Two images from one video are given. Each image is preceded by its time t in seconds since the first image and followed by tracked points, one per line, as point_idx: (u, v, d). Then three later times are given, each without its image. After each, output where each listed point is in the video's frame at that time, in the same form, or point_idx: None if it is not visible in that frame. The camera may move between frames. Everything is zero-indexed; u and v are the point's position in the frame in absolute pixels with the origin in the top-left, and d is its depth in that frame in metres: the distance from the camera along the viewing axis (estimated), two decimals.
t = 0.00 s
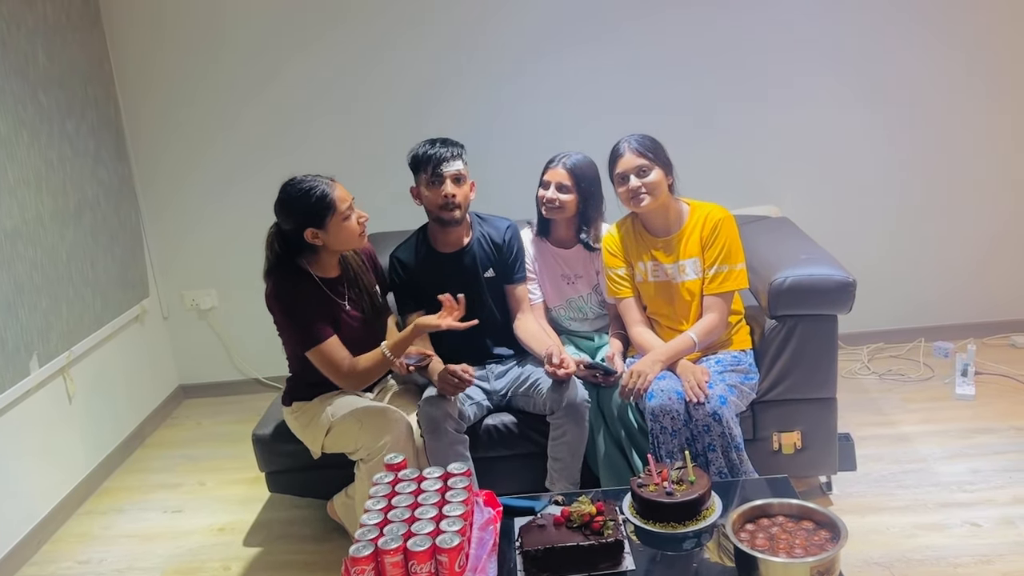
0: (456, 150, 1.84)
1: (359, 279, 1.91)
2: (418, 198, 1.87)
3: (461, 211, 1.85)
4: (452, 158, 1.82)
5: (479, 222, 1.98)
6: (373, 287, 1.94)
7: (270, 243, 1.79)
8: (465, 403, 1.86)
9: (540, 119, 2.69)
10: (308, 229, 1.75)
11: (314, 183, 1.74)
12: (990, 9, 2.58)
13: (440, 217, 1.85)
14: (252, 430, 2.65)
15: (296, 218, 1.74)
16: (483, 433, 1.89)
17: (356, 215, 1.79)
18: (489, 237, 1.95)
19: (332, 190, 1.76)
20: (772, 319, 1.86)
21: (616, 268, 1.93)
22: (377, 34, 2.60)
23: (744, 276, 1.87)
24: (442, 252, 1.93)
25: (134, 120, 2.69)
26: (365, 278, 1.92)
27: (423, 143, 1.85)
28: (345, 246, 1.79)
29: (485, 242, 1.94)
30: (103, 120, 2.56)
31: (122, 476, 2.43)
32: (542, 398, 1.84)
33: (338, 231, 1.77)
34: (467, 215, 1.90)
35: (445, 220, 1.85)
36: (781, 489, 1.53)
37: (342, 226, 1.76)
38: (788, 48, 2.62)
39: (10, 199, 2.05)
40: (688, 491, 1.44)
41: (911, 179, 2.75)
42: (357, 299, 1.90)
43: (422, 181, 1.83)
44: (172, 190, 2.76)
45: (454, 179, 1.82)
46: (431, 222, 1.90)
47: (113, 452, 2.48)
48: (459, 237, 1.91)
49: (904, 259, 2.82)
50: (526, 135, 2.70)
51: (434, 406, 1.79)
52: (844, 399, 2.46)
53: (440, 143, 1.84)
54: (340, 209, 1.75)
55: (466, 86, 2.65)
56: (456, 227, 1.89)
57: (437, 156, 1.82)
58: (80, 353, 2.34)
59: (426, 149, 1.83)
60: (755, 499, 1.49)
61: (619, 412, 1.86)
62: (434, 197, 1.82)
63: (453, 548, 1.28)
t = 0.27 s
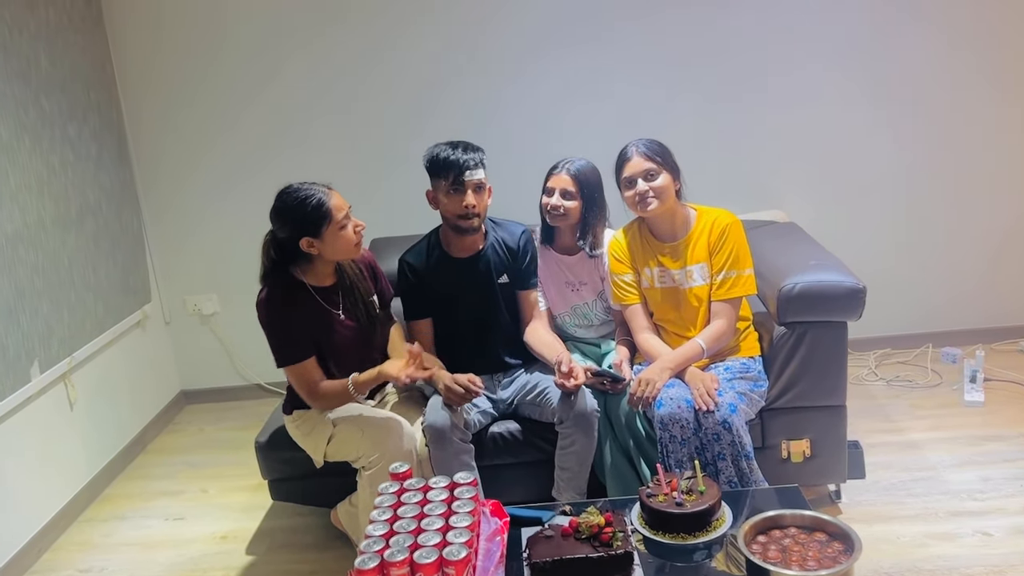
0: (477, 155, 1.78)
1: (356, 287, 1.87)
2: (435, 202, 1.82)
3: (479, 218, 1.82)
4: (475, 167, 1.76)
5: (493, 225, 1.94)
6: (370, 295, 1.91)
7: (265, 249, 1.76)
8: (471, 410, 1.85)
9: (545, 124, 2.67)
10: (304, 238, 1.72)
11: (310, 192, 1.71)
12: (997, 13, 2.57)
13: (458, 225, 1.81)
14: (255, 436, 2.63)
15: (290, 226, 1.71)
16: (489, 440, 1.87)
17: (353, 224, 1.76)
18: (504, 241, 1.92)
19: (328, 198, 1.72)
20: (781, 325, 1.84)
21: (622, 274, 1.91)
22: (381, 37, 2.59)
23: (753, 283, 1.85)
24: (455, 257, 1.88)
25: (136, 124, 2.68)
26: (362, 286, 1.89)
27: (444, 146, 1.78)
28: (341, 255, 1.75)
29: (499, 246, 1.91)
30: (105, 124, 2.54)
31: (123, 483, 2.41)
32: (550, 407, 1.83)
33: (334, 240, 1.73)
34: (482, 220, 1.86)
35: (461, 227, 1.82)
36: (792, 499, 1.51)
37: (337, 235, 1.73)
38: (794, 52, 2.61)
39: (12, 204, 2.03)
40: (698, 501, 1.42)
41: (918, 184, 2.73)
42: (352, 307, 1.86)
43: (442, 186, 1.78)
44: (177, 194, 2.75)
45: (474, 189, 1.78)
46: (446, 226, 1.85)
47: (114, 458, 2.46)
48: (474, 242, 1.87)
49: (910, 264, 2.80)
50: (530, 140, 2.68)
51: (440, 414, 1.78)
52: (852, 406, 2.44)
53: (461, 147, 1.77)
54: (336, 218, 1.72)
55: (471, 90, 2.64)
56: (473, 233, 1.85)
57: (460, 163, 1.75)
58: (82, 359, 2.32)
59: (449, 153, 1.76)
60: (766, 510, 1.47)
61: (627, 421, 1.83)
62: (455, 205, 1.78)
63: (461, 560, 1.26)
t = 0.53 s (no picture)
0: (492, 153, 1.75)
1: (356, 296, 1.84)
2: (448, 202, 1.78)
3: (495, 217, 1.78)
4: (491, 164, 1.73)
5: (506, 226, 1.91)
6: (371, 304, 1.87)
7: (263, 257, 1.75)
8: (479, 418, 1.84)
9: (552, 126, 2.65)
10: (301, 246, 1.70)
11: (308, 200, 1.68)
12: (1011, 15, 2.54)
13: (473, 223, 1.77)
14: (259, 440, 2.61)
15: (287, 235, 1.69)
16: (496, 447, 1.84)
17: (352, 232, 1.73)
18: (517, 242, 1.89)
19: (327, 206, 1.70)
20: (794, 331, 1.81)
21: (632, 280, 1.89)
22: (388, 38, 2.57)
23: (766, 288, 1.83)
24: (467, 258, 1.85)
25: (140, 125, 2.66)
26: (363, 296, 1.85)
27: (457, 145, 1.74)
28: (340, 264, 1.73)
29: (511, 247, 1.88)
30: (109, 126, 2.52)
31: (126, 487, 2.40)
32: (560, 414, 1.81)
33: (332, 249, 1.71)
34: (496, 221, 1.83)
35: (476, 226, 1.78)
36: (806, 509, 1.48)
37: (336, 244, 1.70)
38: (804, 54, 2.58)
39: (15, 206, 2.01)
40: (710, 511, 1.39)
41: (929, 187, 2.70)
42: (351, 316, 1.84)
43: (457, 184, 1.74)
44: (182, 196, 2.73)
45: (490, 186, 1.74)
46: (459, 225, 1.81)
47: (118, 462, 2.44)
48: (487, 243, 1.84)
49: (921, 269, 2.77)
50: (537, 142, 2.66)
51: (448, 423, 1.76)
52: (862, 412, 2.41)
53: (475, 145, 1.74)
54: (334, 226, 1.70)
55: (477, 92, 2.62)
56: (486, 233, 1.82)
57: (476, 161, 1.72)
58: (85, 362, 2.30)
59: (464, 151, 1.72)
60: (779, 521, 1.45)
61: (637, 429, 1.82)
62: (470, 203, 1.74)
63: (469, 572, 1.24)
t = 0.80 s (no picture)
0: (498, 145, 1.74)
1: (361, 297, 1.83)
2: (455, 195, 1.77)
3: (502, 209, 1.76)
4: (496, 155, 1.71)
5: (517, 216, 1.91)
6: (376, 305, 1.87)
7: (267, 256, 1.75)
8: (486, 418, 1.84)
9: (559, 126, 2.64)
10: (305, 246, 1.70)
11: (313, 200, 1.68)
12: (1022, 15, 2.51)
13: (480, 216, 1.76)
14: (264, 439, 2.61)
15: (292, 235, 1.69)
16: (502, 448, 1.84)
17: (356, 233, 1.72)
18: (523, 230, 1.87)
19: (331, 207, 1.69)
20: (802, 333, 1.80)
21: (639, 279, 1.87)
22: (395, 38, 2.57)
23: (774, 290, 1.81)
24: (473, 253, 1.84)
25: (148, 124, 2.67)
26: (367, 296, 1.84)
27: (463, 138, 1.74)
28: (343, 265, 1.72)
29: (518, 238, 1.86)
30: (116, 124, 2.53)
31: (132, 485, 2.40)
32: (566, 415, 1.80)
33: (336, 250, 1.70)
34: (504, 214, 1.81)
35: (485, 217, 1.76)
36: (813, 512, 1.47)
37: (339, 245, 1.70)
38: (813, 54, 2.56)
39: (22, 204, 2.02)
40: (715, 513, 1.38)
41: (939, 189, 2.67)
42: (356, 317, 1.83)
43: (463, 177, 1.72)
44: (189, 195, 2.73)
45: (497, 178, 1.72)
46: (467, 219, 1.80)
47: (123, 460, 2.44)
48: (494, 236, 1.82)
49: (931, 271, 2.74)
50: (543, 141, 2.65)
51: (455, 423, 1.75)
52: (871, 415, 2.39)
53: (480, 138, 1.73)
54: (338, 227, 1.69)
55: (484, 91, 2.61)
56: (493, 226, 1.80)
57: (480, 152, 1.71)
58: (91, 360, 2.31)
59: (469, 144, 1.72)
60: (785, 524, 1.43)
61: (643, 430, 1.82)
62: (477, 196, 1.72)
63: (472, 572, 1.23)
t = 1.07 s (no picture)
0: (497, 146, 1.73)
1: (361, 293, 1.83)
2: (456, 196, 1.77)
3: (499, 211, 1.75)
4: (493, 157, 1.71)
5: (520, 216, 1.89)
6: (377, 302, 1.87)
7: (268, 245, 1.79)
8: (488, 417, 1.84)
9: (565, 125, 2.63)
10: (296, 236, 1.71)
11: (307, 190, 1.71)
12: None
13: (477, 218, 1.75)
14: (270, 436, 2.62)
15: (285, 224, 1.71)
16: (503, 447, 1.84)
17: (347, 228, 1.72)
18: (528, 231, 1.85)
19: (324, 199, 1.70)
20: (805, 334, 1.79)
21: (643, 281, 1.87)
22: (402, 37, 2.57)
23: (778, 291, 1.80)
24: (475, 255, 1.83)
25: (157, 123, 2.69)
26: (370, 294, 1.85)
27: (463, 138, 1.74)
28: (332, 258, 1.72)
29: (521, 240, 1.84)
30: (126, 123, 2.55)
31: (139, 481, 2.42)
32: (567, 416, 1.79)
33: (325, 243, 1.71)
34: (506, 214, 1.80)
35: (481, 220, 1.76)
36: (814, 515, 1.46)
37: (328, 238, 1.70)
38: (821, 54, 2.54)
39: (30, 202, 2.04)
40: (714, 516, 1.38)
41: (950, 189, 2.65)
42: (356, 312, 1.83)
43: (461, 178, 1.73)
44: (197, 193, 2.75)
45: (493, 179, 1.71)
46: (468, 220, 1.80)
47: (131, 456, 2.47)
48: (495, 237, 1.82)
49: (940, 272, 2.72)
50: (549, 140, 2.64)
51: (455, 423, 1.75)
52: (877, 417, 2.37)
53: (480, 138, 1.73)
54: (327, 220, 1.69)
55: (491, 90, 2.61)
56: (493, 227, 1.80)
57: (478, 154, 1.70)
58: (99, 357, 2.33)
59: (467, 144, 1.72)
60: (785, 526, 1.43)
61: (645, 431, 1.80)
62: (473, 197, 1.72)
63: (468, 572, 1.23)
